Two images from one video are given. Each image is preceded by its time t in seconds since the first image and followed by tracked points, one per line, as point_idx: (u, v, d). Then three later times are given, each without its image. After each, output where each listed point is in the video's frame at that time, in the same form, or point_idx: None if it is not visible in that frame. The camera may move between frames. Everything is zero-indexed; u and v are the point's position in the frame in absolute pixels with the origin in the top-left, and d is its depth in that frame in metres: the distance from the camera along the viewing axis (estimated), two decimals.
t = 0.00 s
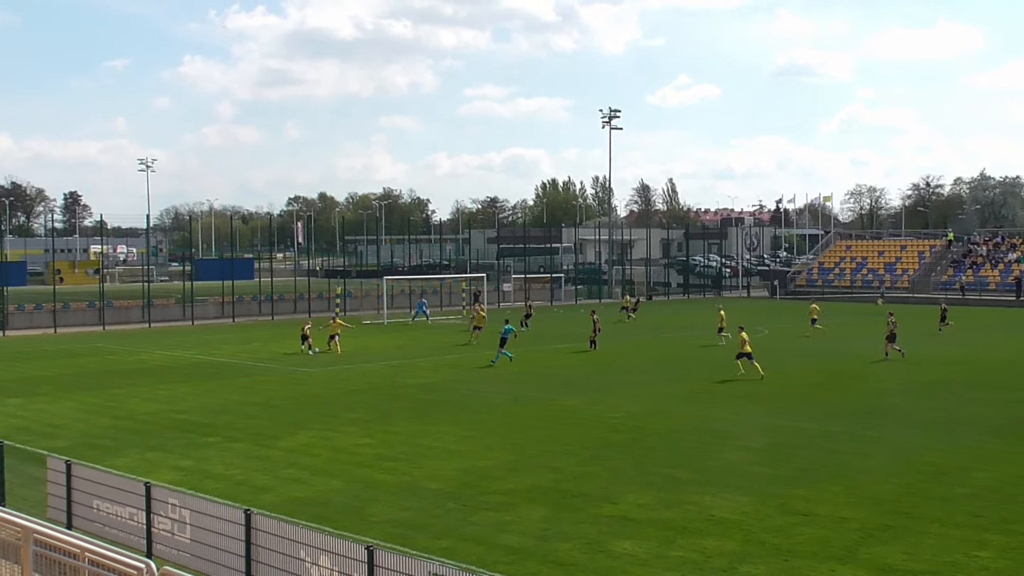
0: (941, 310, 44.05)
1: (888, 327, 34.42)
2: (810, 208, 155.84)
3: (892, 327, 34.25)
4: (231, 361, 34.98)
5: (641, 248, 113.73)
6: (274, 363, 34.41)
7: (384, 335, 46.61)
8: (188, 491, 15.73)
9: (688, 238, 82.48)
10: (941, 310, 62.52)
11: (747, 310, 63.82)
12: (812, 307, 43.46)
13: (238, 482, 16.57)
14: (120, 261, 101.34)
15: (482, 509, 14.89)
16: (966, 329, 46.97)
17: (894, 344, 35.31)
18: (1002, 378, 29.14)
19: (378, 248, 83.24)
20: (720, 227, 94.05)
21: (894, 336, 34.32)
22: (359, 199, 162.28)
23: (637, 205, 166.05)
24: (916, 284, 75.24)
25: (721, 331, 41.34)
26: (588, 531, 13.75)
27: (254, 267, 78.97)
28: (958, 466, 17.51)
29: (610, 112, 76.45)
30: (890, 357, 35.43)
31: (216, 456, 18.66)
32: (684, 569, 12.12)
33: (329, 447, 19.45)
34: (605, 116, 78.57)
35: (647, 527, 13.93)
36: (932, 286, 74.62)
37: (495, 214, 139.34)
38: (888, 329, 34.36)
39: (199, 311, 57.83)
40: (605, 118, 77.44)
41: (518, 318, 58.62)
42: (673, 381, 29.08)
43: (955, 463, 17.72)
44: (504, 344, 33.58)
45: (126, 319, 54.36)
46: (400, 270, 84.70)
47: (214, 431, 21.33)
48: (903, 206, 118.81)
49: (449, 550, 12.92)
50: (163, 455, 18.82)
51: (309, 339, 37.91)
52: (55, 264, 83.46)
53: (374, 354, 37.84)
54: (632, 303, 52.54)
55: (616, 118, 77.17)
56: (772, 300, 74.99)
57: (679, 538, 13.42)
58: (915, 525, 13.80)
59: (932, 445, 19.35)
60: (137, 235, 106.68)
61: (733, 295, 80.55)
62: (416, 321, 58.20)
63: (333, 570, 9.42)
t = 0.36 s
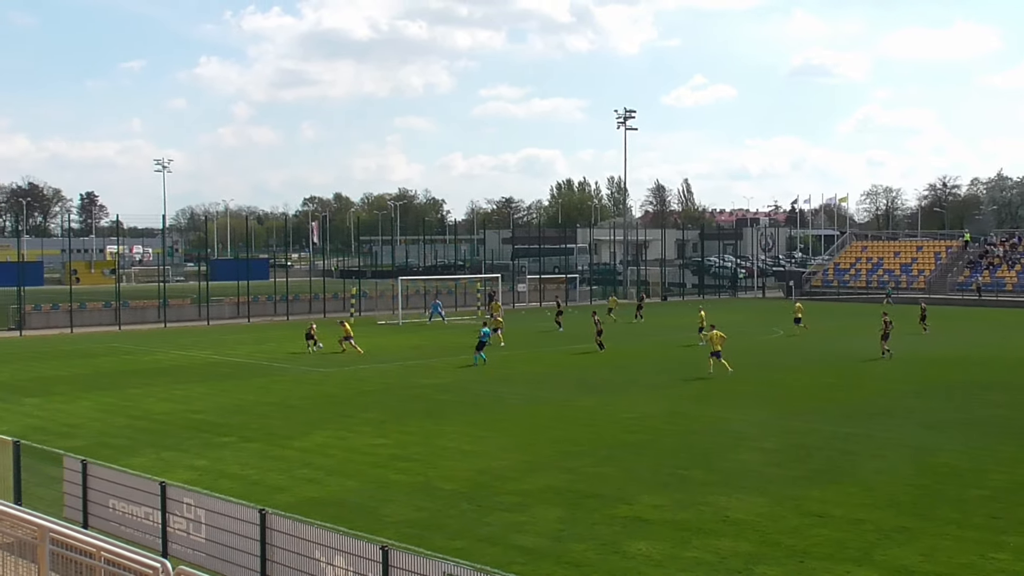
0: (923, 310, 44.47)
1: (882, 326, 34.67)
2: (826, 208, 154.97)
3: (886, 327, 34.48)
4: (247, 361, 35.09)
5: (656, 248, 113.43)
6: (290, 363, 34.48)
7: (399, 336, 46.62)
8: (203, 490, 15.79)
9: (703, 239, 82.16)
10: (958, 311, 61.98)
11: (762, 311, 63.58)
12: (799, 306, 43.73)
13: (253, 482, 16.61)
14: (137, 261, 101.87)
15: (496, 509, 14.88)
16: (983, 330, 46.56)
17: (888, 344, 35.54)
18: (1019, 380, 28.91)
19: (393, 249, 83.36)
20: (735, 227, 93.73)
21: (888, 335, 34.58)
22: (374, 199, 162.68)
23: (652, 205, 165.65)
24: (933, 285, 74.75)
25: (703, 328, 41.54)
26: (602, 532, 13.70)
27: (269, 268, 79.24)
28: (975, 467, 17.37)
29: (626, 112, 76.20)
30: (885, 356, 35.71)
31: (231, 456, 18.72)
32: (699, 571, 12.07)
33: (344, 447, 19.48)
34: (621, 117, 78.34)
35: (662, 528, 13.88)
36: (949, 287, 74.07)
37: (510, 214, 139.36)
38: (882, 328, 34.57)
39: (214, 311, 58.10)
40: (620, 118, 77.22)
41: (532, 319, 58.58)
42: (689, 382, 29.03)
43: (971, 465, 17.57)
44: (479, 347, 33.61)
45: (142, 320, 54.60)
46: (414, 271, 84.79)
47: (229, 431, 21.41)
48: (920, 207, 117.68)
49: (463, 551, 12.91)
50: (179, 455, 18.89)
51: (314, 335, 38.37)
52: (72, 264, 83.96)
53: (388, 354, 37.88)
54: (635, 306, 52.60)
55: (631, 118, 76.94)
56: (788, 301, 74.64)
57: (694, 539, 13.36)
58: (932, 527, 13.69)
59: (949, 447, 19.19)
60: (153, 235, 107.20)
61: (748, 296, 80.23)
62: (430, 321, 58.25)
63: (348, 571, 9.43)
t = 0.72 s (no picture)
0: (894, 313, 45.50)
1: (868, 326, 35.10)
2: (832, 208, 154.70)
3: (870, 327, 34.86)
4: (252, 363, 35.11)
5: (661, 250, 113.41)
6: (294, 365, 34.51)
7: (404, 337, 46.64)
8: (209, 492, 15.79)
9: (709, 240, 82.04)
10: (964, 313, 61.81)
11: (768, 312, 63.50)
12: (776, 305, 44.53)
13: (258, 484, 16.62)
14: (142, 263, 101.99)
15: (501, 511, 14.88)
16: (988, 332, 46.47)
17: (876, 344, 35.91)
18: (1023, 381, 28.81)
19: (397, 251, 83.46)
20: (740, 229, 93.64)
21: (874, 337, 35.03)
22: (379, 201, 162.79)
23: (657, 207, 165.67)
24: (937, 286, 74.70)
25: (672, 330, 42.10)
26: (607, 533, 13.69)
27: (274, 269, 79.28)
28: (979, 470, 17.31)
29: (632, 113, 76.06)
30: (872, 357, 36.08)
31: (235, 457, 18.72)
32: (705, 572, 12.03)
33: (349, 449, 19.50)
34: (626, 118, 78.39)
35: (667, 530, 13.87)
36: (953, 289, 73.95)
37: (515, 216, 139.38)
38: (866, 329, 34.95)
39: (219, 313, 58.16)
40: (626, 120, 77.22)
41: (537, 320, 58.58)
42: (694, 383, 29.02)
43: (976, 466, 17.50)
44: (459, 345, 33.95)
45: (147, 321, 54.63)
46: (419, 272, 84.87)
47: (234, 432, 21.42)
48: (926, 208, 117.24)
49: (467, 552, 12.90)
50: (184, 456, 18.92)
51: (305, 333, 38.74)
52: (77, 265, 84.04)
53: (393, 355, 37.90)
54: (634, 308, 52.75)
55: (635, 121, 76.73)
56: (793, 302, 74.54)
57: (699, 541, 13.34)
58: (936, 529, 13.65)
59: (954, 449, 19.10)
60: (158, 237, 107.36)
61: (753, 298, 80.13)
62: (435, 323, 58.28)
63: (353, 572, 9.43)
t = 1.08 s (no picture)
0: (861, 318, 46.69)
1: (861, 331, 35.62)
2: (841, 212, 154.50)
3: (863, 331, 35.60)
4: (262, 366, 35.20)
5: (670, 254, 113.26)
6: (305, 368, 34.60)
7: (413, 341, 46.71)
8: (220, 496, 15.82)
9: (719, 244, 81.92)
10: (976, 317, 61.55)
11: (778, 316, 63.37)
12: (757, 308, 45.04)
13: (268, 487, 16.66)
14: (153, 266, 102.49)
15: (511, 515, 14.86)
16: (999, 336, 46.34)
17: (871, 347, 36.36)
18: None
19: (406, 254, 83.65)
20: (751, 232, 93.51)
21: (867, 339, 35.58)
22: (389, 206, 163.05)
23: (666, 210, 165.77)
24: (949, 290, 74.40)
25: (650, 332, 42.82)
26: (617, 538, 13.68)
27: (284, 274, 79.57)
28: (991, 474, 17.25)
29: (641, 116, 75.76)
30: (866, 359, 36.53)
31: (245, 461, 18.77)
32: None
33: (359, 452, 19.54)
34: (636, 121, 78.73)
35: (676, 534, 13.84)
36: (965, 293, 73.68)
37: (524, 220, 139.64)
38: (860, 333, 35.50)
39: (229, 317, 58.38)
40: (636, 123, 77.20)
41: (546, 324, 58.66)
42: (708, 387, 28.98)
43: (988, 471, 17.44)
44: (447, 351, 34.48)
45: (158, 325, 54.82)
46: (428, 276, 85.07)
47: (244, 436, 21.48)
48: (936, 212, 117.03)
49: (478, 556, 12.90)
50: (194, 459, 18.97)
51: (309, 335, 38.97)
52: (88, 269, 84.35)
53: (403, 359, 37.95)
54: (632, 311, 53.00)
55: (643, 123, 76.75)
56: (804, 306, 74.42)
57: (709, 545, 13.32)
58: (948, 534, 13.60)
59: (965, 454, 19.04)
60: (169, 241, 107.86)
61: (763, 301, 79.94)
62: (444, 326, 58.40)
63: None
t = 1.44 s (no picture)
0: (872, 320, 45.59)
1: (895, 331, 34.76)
2: (892, 212, 151.96)
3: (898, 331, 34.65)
4: (308, 367, 35.54)
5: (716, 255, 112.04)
6: (349, 369, 34.85)
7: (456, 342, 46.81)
8: (264, 496, 15.96)
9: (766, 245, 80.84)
10: None
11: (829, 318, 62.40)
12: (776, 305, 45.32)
13: (311, 487, 16.79)
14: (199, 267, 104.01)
15: (556, 517, 14.80)
16: None
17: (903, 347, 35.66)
18: None
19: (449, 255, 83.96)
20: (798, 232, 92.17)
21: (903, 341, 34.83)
22: (434, 206, 163.73)
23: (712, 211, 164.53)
24: (1001, 292, 72.66)
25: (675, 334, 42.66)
26: (663, 541, 13.53)
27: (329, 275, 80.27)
28: None
29: (685, 117, 74.82)
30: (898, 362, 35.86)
31: (289, 461, 18.93)
32: None
33: (401, 453, 19.60)
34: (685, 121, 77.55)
35: (721, 538, 13.66)
36: (1018, 295, 71.89)
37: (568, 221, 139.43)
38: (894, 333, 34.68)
39: (275, 318, 59.00)
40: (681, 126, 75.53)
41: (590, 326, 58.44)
42: (755, 389, 28.62)
43: None
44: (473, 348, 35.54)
45: (204, 325, 55.61)
46: (472, 277, 85.16)
47: (288, 436, 21.67)
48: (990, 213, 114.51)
49: (521, 558, 12.85)
50: (237, 459, 19.18)
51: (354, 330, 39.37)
52: (136, 270, 85.89)
53: (447, 360, 38.05)
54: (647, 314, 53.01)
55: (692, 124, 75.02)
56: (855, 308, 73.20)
57: (756, 550, 13.12)
58: (1002, 540, 13.25)
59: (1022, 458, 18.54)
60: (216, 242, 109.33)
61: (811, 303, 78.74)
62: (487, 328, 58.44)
63: None
